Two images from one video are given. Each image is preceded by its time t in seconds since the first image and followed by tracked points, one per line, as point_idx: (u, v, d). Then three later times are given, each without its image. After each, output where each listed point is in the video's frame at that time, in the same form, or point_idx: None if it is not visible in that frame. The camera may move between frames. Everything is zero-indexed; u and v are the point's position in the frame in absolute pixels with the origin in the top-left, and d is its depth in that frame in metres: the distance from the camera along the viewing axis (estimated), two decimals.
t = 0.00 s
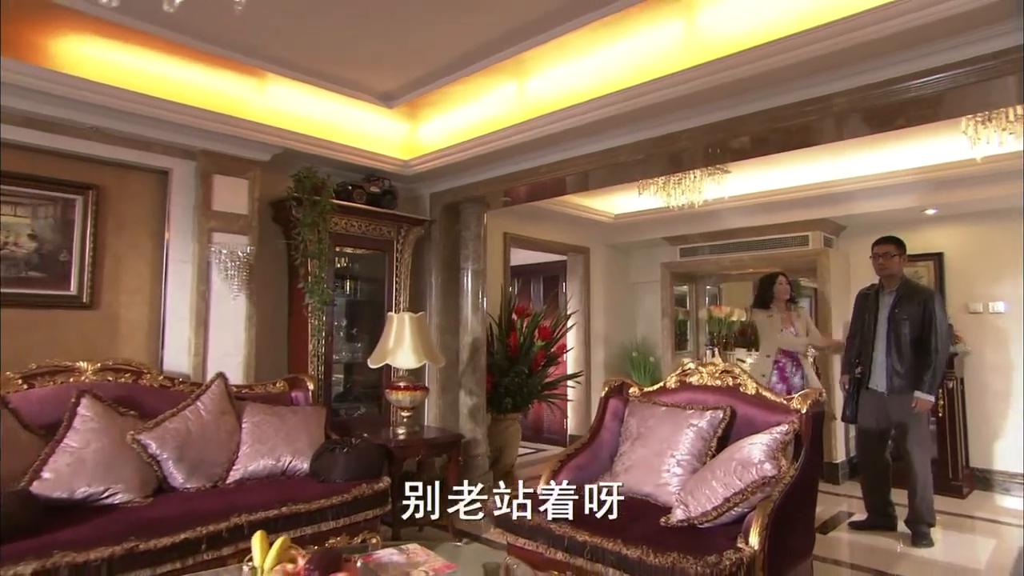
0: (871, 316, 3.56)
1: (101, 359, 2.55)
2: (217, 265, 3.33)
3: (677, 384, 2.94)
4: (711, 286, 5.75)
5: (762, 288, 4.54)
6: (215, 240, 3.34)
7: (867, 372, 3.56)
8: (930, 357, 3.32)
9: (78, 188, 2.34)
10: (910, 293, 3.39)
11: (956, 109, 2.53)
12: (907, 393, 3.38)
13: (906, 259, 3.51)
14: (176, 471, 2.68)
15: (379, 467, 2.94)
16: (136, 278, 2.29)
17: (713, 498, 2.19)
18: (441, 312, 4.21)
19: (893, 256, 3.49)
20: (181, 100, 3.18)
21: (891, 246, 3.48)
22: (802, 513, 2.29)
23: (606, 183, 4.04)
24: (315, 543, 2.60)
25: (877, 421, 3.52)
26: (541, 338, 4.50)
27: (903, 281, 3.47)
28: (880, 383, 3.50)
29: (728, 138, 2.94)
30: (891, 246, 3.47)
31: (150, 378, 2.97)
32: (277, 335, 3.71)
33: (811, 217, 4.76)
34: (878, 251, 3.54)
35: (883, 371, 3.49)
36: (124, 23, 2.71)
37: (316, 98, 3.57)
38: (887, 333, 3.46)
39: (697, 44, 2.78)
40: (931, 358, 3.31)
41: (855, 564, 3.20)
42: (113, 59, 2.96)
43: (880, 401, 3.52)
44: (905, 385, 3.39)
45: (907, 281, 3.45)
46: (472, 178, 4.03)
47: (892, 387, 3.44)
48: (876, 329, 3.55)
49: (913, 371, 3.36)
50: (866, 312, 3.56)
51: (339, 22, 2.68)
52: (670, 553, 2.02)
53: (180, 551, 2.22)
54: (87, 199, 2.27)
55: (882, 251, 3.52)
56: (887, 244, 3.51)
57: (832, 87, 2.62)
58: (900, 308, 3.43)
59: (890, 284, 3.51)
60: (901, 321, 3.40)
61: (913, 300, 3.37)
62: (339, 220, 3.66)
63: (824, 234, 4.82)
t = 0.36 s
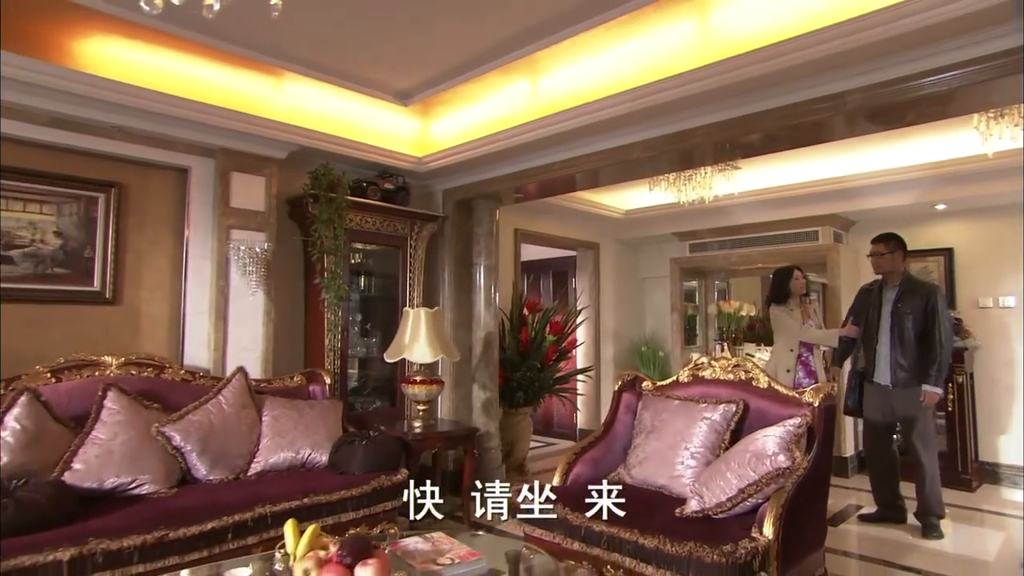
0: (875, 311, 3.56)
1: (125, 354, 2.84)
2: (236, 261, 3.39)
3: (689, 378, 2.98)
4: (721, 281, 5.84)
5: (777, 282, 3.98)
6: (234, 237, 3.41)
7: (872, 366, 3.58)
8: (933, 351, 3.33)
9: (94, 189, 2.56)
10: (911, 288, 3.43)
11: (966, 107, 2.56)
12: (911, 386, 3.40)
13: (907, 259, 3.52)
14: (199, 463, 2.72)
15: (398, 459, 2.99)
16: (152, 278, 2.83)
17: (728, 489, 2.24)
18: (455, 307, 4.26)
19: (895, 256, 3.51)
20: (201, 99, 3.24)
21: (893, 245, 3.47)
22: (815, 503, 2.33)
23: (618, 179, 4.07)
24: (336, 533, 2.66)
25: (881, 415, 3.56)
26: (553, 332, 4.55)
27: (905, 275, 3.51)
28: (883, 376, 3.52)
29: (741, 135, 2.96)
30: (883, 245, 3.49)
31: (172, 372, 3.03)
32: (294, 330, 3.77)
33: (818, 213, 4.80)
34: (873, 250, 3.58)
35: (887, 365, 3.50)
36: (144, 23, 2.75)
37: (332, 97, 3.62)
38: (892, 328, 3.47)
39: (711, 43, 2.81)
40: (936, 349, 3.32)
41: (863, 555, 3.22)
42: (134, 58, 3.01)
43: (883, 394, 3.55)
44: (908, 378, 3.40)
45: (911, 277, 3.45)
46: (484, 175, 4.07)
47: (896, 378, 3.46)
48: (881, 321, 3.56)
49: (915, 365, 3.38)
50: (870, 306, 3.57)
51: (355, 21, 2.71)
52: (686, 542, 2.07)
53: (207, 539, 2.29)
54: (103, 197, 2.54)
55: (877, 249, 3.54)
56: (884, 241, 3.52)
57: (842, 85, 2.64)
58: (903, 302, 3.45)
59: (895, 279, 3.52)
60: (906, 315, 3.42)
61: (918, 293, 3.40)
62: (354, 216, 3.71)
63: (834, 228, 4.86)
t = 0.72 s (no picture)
0: (867, 307, 3.61)
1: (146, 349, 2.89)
2: (253, 257, 3.45)
3: (701, 373, 3.02)
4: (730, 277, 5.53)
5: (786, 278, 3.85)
6: (251, 234, 3.46)
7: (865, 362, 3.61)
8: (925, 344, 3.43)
9: (116, 184, 2.65)
10: (900, 285, 3.48)
11: (976, 105, 2.57)
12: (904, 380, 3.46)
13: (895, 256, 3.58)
14: (220, 456, 2.77)
15: (414, 453, 3.04)
16: (173, 275, 2.94)
17: (741, 481, 2.28)
18: (467, 303, 4.31)
19: (881, 257, 3.60)
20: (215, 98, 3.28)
21: (881, 243, 3.59)
22: (827, 496, 2.37)
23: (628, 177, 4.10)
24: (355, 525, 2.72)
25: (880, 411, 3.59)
26: (563, 328, 4.59)
27: (896, 272, 3.56)
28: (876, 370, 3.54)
29: (752, 133, 2.99)
30: (872, 244, 3.61)
31: (192, 366, 3.10)
32: (310, 325, 3.82)
33: (830, 209, 4.89)
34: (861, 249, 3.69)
35: (881, 361, 3.53)
36: (165, 24, 2.81)
37: (346, 95, 3.66)
38: (884, 324, 3.52)
39: (724, 41, 2.83)
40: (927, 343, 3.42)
41: (872, 547, 3.28)
42: (152, 58, 3.06)
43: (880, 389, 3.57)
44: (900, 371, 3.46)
45: (900, 274, 3.53)
46: (496, 172, 4.11)
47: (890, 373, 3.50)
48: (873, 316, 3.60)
49: (910, 358, 3.45)
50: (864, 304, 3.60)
51: (371, 22, 2.76)
52: (701, 532, 2.11)
53: (232, 530, 2.35)
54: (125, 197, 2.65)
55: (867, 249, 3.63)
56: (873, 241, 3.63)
57: (853, 84, 2.66)
58: (894, 299, 3.50)
59: (886, 276, 3.55)
60: (898, 312, 3.47)
61: (909, 288, 3.45)
62: (368, 213, 3.75)
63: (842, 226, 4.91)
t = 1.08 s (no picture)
0: (857, 305, 3.75)
1: (168, 347, 2.90)
2: (271, 254, 3.50)
3: (713, 369, 3.06)
4: (739, 275, 5.95)
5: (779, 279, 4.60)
6: (268, 232, 3.52)
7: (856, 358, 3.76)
8: (910, 339, 3.57)
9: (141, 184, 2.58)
10: (886, 283, 3.61)
11: (986, 104, 2.60)
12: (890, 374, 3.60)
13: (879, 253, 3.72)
14: (241, 451, 2.83)
15: (431, 448, 3.09)
16: (193, 271, 2.79)
17: (755, 475, 2.32)
18: (480, 300, 4.36)
19: (870, 255, 3.71)
20: (234, 98, 3.33)
21: (868, 242, 3.70)
22: (841, 490, 2.41)
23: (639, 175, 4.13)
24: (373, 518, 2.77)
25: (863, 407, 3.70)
26: (574, 325, 4.64)
27: (882, 269, 3.69)
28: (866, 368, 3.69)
29: (765, 132, 3.01)
30: (859, 243, 3.72)
31: (212, 363, 3.16)
32: (325, 321, 3.87)
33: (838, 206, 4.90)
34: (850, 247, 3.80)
35: (870, 357, 3.68)
36: (187, 26, 2.85)
37: (361, 95, 3.70)
38: (873, 321, 3.66)
39: (737, 40, 2.86)
40: (913, 337, 3.56)
41: (881, 541, 3.31)
42: (173, 60, 3.11)
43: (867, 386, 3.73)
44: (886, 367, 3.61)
45: (885, 271, 3.66)
46: (508, 171, 4.15)
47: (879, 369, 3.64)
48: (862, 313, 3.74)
49: (897, 354, 3.59)
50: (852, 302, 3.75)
51: (387, 24, 2.80)
52: (717, 525, 2.16)
53: (258, 522, 2.40)
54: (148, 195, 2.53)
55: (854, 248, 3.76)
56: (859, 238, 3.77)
57: (863, 83, 2.69)
58: (881, 295, 3.63)
59: (872, 273, 3.69)
60: (885, 309, 3.60)
61: (895, 285, 3.58)
62: (382, 211, 3.80)
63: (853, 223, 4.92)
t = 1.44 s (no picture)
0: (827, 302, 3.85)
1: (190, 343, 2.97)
2: (288, 252, 3.55)
3: (726, 365, 3.09)
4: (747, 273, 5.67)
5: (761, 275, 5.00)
6: (285, 230, 3.58)
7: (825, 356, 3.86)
8: (879, 338, 3.71)
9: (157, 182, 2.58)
10: (857, 283, 3.77)
11: (998, 102, 2.61)
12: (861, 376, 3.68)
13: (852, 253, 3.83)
14: (262, 444, 2.88)
15: (446, 442, 3.14)
16: (211, 270, 2.91)
17: (769, 469, 2.36)
18: (492, 296, 4.40)
19: (844, 254, 3.80)
20: (252, 97, 3.37)
21: (844, 241, 3.76)
22: (853, 483, 2.45)
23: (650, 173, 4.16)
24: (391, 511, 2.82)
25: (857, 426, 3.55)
26: (586, 321, 4.69)
27: (855, 269, 3.84)
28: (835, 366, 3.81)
29: (778, 130, 3.03)
30: (835, 243, 3.77)
31: (232, 358, 3.21)
32: (340, 317, 3.91)
33: (847, 203, 4.89)
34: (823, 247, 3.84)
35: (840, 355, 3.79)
36: (208, 26, 2.90)
37: (375, 94, 3.74)
38: (841, 320, 3.76)
39: (750, 40, 2.88)
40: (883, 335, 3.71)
41: (891, 536, 3.34)
42: (193, 60, 3.16)
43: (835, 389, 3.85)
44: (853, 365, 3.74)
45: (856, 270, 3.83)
46: (520, 169, 4.19)
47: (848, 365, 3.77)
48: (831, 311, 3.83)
49: (865, 353, 3.72)
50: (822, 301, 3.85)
51: (404, 24, 2.84)
52: (732, 517, 2.20)
53: (280, 514, 2.46)
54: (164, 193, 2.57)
55: (829, 249, 3.81)
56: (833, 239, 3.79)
57: (875, 82, 2.71)
58: (852, 295, 3.76)
59: (845, 273, 3.80)
60: (855, 309, 3.73)
61: (865, 287, 3.75)
62: (397, 209, 3.84)
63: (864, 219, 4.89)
